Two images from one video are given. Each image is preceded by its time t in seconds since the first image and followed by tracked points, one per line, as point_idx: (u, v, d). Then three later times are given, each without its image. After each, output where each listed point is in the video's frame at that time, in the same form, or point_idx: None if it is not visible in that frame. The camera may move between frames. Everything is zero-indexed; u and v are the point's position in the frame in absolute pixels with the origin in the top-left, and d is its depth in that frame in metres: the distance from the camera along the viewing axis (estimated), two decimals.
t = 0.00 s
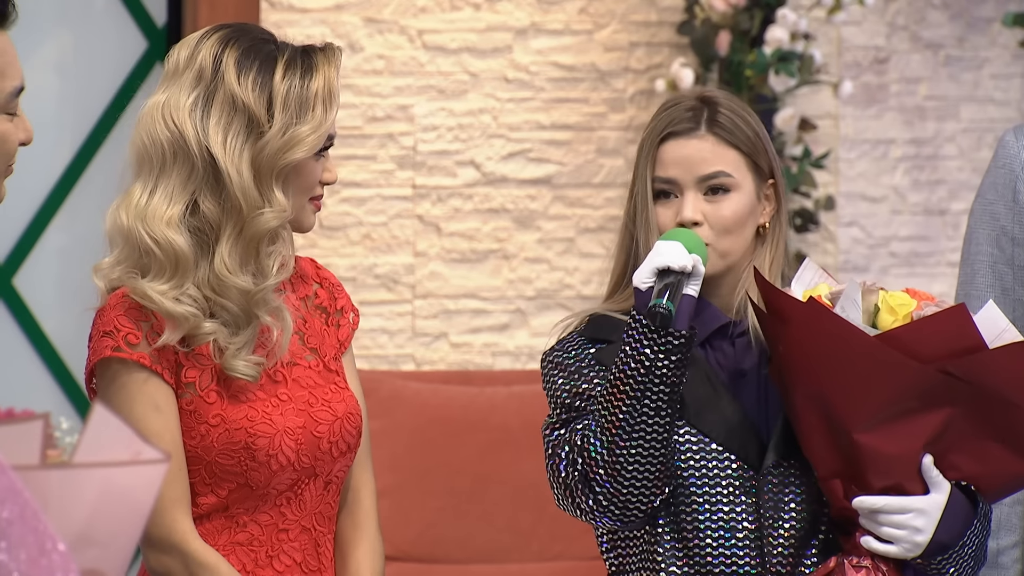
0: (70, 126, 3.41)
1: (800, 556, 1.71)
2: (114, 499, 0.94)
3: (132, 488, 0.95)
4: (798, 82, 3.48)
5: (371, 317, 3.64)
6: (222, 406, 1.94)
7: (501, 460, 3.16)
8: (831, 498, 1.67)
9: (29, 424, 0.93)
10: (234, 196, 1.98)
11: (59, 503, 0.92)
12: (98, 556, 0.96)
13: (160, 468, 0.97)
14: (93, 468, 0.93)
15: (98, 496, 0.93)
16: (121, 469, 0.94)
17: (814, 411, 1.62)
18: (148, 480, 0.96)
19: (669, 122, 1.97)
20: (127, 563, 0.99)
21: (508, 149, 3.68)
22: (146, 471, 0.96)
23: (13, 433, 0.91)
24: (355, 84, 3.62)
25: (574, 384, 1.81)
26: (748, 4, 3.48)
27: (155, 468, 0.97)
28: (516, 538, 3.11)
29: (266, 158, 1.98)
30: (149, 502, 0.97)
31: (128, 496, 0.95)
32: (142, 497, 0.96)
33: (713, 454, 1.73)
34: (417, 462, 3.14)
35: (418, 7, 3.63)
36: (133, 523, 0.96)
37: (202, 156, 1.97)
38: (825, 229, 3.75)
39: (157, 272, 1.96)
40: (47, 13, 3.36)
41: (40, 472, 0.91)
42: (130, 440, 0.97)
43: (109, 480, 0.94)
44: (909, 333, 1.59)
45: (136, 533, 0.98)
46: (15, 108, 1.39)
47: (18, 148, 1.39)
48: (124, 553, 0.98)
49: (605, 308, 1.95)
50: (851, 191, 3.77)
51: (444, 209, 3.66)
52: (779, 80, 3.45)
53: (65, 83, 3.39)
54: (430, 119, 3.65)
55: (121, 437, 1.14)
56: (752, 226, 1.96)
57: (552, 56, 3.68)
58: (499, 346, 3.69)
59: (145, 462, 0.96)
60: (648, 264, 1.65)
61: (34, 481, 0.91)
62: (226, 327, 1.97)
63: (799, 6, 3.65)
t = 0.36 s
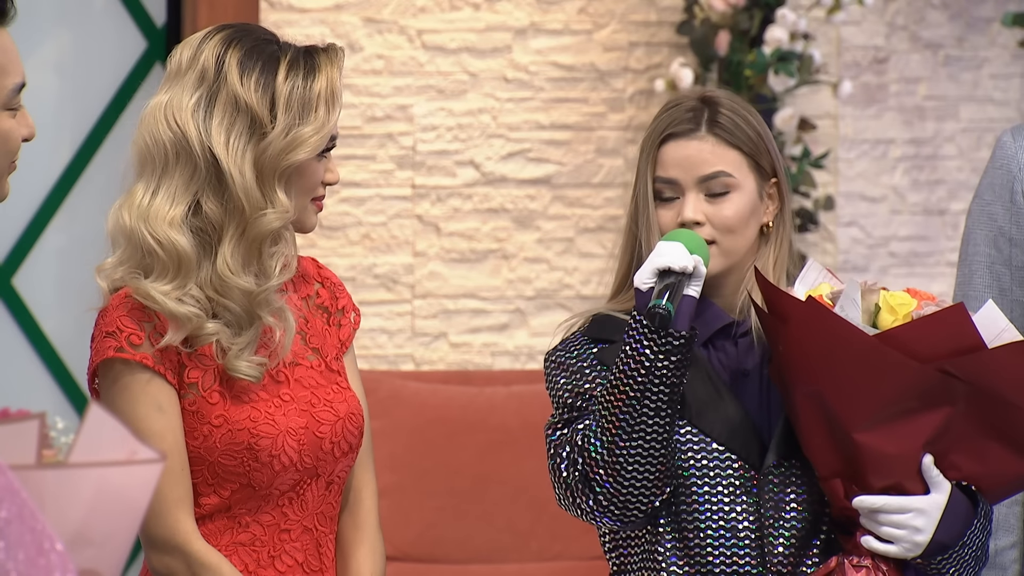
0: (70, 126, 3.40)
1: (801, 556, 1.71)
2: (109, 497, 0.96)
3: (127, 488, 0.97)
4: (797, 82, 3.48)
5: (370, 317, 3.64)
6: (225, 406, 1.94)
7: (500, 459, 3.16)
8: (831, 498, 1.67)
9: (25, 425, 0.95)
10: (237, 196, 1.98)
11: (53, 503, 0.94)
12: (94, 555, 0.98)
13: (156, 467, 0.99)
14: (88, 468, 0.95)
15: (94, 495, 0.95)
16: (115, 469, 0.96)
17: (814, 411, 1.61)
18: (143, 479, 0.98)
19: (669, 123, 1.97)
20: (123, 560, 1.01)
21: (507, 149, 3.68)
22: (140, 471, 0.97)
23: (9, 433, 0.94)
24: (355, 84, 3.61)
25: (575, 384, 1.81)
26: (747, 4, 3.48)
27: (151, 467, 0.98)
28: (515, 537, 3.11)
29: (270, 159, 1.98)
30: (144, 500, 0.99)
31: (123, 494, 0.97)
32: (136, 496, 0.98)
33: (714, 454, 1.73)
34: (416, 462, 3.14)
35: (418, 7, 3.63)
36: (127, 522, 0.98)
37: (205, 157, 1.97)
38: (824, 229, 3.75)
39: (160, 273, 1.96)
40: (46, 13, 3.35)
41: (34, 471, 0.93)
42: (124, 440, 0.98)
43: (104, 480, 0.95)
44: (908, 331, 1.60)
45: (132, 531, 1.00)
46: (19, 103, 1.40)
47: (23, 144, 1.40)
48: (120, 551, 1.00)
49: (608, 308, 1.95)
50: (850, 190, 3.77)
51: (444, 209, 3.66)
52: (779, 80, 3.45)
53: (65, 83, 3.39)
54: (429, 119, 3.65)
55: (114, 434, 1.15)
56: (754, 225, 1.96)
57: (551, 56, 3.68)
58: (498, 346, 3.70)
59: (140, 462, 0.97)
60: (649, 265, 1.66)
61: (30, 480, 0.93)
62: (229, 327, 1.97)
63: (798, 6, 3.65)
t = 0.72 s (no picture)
0: (69, 127, 3.40)
1: (795, 557, 1.71)
2: (104, 496, 0.96)
3: (123, 488, 0.97)
4: (797, 83, 3.49)
5: (371, 318, 3.64)
6: (225, 406, 1.94)
7: (500, 460, 3.16)
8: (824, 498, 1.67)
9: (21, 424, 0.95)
10: (239, 197, 1.97)
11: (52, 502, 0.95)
12: (90, 554, 0.98)
13: (150, 467, 0.99)
14: (83, 468, 0.95)
15: (89, 494, 0.96)
16: (114, 468, 0.97)
17: (806, 410, 1.61)
18: (136, 478, 0.98)
19: (663, 126, 1.98)
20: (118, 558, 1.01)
21: (507, 149, 3.68)
22: (134, 471, 0.98)
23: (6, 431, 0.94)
24: (354, 84, 3.61)
25: (568, 386, 1.81)
26: (747, 4, 3.48)
27: (144, 466, 0.99)
28: (515, 538, 3.11)
29: (272, 161, 1.98)
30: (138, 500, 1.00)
31: (118, 493, 0.97)
32: (131, 496, 0.98)
33: (707, 455, 1.73)
34: (416, 462, 3.14)
35: (418, 7, 3.63)
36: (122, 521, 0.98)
37: (207, 158, 1.97)
38: (824, 229, 3.76)
39: (160, 273, 1.96)
40: (46, 12, 3.34)
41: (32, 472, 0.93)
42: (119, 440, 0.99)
43: (99, 479, 0.96)
44: (896, 331, 1.60)
45: (127, 530, 1.00)
46: (25, 104, 1.42)
47: (29, 145, 1.43)
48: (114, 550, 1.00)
49: (604, 309, 1.95)
50: (850, 191, 3.78)
51: (444, 209, 3.66)
52: (779, 80, 3.46)
53: (65, 83, 3.39)
54: (429, 120, 3.64)
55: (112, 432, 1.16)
56: (749, 227, 1.96)
57: (551, 56, 3.69)
58: (498, 346, 3.69)
59: (135, 462, 0.98)
60: (641, 266, 1.66)
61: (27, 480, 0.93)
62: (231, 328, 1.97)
63: (798, 7, 3.65)
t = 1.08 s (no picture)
0: (70, 127, 3.40)
1: (792, 556, 1.71)
2: (106, 495, 0.95)
3: (124, 487, 0.96)
4: (798, 84, 3.49)
5: (372, 318, 3.64)
6: (222, 406, 1.94)
7: (501, 460, 3.16)
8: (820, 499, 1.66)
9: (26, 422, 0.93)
10: (229, 200, 1.97)
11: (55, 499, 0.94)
12: (94, 555, 0.97)
13: (150, 466, 0.98)
14: (84, 467, 0.94)
15: (91, 493, 0.95)
16: (118, 467, 0.96)
17: (799, 411, 1.61)
18: (137, 478, 0.97)
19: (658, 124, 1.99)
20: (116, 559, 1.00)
21: (509, 150, 3.68)
22: (134, 469, 0.97)
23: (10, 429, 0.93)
24: (355, 85, 3.61)
25: (566, 383, 1.83)
26: (748, 5, 3.48)
27: (144, 466, 0.97)
28: (516, 539, 3.11)
29: (263, 166, 1.98)
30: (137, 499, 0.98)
31: (120, 493, 0.96)
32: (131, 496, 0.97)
33: (704, 453, 1.72)
34: (417, 462, 3.14)
35: (419, 8, 3.63)
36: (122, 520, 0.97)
37: (200, 160, 1.97)
38: (825, 230, 3.75)
39: (157, 273, 1.96)
40: (49, 12, 3.35)
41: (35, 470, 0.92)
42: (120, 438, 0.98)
43: (100, 477, 0.95)
44: (884, 333, 1.59)
45: (127, 529, 0.99)
46: (26, 106, 1.43)
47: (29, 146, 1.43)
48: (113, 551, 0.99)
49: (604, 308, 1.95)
50: (851, 192, 3.77)
51: (445, 210, 3.66)
52: (780, 81, 3.46)
53: (66, 84, 3.39)
54: (430, 121, 3.65)
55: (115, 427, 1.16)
56: (747, 224, 1.95)
57: (552, 57, 3.69)
58: (500, 347, 3.69)
59: (136, 462, 0.97)
60: (628, 264, 1.67)
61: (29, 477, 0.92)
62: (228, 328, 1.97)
63: (799, 8, 3.65)
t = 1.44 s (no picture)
0: (71, 129, 3.41)
1: (794, 557, 1.70)
2: (117, 496, 1.00)
3: (138, 487, 1.01)
4: (800, 86, 3.49)
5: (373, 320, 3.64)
6: (215, 409, 1.95)
7: (502, 462, 3.16)
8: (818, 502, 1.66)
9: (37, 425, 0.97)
10: (180, 207, 1.97)
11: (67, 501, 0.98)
12: (104, 555, 1.02)
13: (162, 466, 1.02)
14: (97, 469, 0.98)
15: (101, 496, 0.99)
16: (131, 469, 1.00)
17: (792, 416, 1.62)
18: (149, 480, 1.02)
19: (666, 126, 2.01)
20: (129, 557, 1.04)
21: (510, 152, 3.68)
22: (144, 471, 1.01)
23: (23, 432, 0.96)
24: (357, 87, 3.62)
25: (570, 381, 1.84)
26: (750, 7, 3.48)
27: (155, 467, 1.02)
28: (518, 541, 3.11)
29: (215, 181, 1.94)
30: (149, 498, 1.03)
31: (130, 495, 1.01)
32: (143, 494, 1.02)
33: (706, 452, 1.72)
34: (418, 464, 3.13)
35: (421, 10, 3.64)
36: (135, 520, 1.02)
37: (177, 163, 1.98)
38: (827, 232, 3.75)
39: (139, 262, 1.99)
40: (48, 14, 3.36)
41: (49, 473, 0.96)
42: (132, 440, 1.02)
43: (111, 480, 0.99)
44: (878, 335, 1.58)
45: (137, 531, 1.03)
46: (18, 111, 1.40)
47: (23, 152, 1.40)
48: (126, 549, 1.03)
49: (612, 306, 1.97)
50: (853, 194, 3.78)
51: (447, 212, 3.67)
52: (782, 83, 3.46)
53: (69, 86, 3.40)
54: (432, 122, 3.65)
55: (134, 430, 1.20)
56: (753, 225, 1.95)
57: (554, 59, 3.69)
58: (501, 349, 3.70)
59: (148, 463, 1.01)
60: (626, 261, 1.69)
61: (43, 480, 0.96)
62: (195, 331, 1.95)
63: (801, 10, 3.65)
